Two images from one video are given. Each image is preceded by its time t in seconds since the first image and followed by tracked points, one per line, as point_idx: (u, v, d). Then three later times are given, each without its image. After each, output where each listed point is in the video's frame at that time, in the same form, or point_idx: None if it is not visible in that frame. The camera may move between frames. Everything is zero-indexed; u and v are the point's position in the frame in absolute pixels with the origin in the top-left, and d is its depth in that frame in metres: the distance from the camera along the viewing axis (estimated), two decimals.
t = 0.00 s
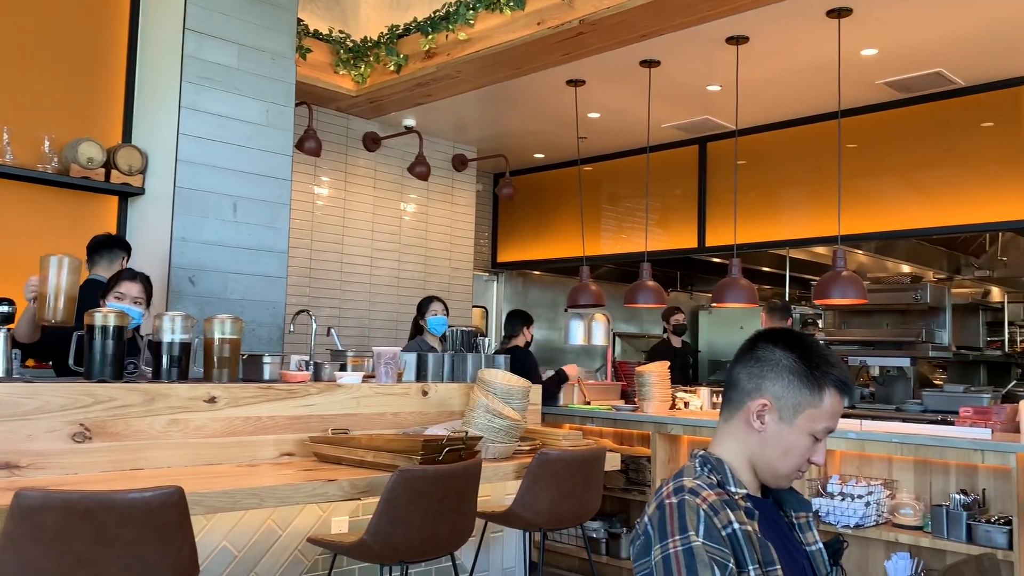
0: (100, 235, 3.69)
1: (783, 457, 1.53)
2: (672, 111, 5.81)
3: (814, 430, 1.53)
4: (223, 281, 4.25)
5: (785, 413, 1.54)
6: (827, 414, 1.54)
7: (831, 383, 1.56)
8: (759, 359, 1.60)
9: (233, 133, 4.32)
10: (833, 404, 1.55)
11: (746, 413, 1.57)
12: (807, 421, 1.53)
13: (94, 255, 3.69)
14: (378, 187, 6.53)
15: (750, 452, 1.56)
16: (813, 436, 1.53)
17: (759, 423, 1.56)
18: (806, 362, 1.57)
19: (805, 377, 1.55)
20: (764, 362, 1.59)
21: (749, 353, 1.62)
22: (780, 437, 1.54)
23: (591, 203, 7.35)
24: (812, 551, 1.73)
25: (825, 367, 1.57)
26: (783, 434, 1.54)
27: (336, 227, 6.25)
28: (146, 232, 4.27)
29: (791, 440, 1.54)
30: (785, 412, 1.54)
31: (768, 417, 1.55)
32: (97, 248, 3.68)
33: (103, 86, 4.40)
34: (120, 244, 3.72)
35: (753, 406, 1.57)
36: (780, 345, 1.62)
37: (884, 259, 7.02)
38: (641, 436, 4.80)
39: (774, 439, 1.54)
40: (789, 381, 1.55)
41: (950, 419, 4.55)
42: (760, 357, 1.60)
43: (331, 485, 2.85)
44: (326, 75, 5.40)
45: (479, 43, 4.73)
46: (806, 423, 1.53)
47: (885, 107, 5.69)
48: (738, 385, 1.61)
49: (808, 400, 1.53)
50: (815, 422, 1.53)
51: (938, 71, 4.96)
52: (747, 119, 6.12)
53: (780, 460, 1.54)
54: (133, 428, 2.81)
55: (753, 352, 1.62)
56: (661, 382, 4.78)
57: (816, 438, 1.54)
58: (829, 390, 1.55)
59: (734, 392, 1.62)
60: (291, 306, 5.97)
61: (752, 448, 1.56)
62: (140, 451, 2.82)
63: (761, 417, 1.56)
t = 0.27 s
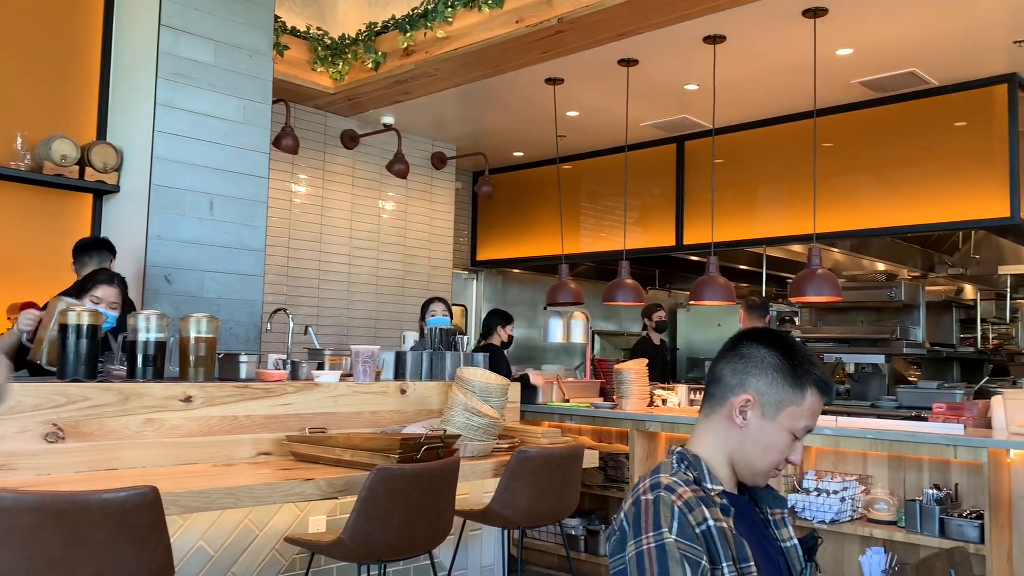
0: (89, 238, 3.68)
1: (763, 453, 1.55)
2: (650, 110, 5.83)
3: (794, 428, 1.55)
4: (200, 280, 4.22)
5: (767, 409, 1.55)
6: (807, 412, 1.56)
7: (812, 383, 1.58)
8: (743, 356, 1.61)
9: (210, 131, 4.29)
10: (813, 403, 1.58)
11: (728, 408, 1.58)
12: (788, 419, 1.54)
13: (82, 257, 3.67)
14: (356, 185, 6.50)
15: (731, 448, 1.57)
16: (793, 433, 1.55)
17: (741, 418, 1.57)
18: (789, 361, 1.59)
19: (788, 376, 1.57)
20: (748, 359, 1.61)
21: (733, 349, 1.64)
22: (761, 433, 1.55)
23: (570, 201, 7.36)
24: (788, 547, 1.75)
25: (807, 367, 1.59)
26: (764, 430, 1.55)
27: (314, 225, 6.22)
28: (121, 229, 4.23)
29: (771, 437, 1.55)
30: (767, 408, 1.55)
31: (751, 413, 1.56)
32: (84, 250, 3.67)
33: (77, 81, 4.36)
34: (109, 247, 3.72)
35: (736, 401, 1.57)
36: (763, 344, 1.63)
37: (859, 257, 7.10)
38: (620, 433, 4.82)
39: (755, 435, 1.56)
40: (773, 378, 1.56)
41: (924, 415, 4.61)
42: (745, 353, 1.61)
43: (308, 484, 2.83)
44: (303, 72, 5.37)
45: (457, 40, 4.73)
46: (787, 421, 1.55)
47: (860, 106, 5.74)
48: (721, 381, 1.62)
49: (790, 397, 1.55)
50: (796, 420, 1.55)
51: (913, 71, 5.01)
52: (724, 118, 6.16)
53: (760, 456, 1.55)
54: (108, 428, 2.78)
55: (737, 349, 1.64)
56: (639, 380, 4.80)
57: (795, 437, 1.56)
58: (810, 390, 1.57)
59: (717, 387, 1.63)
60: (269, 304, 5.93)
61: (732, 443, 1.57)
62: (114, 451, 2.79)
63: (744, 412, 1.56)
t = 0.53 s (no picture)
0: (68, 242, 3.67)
1: (738, 450, 1.56)
2: (627, 110, 5.86)
3: (769, 426, 1.56)
4: (174, 279, 4.19)
5: (744, 407, 1.57)
6: (782, 411, 1.58)
7: (787, 383, 1.60)
8: (721, 354, 1.63)
9: (184, 129, 4.26)
10: (788, 403, 1.60)
11: (706, 405, 1.59)
12: (764, 416, 1.56)
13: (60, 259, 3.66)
14: (333, 184, 6.48)
15: (706, 444, 1.58)
16: (768, 432, 1.57)
17: (718, 415, 1.58)
18: (766, 361, 1.61)
19: (765, 374, 1.59)
20: (726, 358, 1.62)
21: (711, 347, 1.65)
22: (737, 431, 1.57)
23: (548, 200, 7.37)
24: (759, 544, 1.77)
25: (783, 367, 1.61)
26: (740, 427, 1.57)
27: (290, 224, 6.19)
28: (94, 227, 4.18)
29: (746, 434, 1.57)
30: (744, 406, 1.57)
31: (727, 410, 1.57)
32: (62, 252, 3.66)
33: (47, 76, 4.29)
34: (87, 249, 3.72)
35: (713, 398, 1.59)
36: (740, 344, 1.65)
37: (834, 257, 7.15)
38: (597, 432, 4.84)
39: (731, 432, 1.57)
40: (750, 376, 1.58)
41: (896, 413, 4.66)
42: (723, 352, 1.63)
43: (283, 484, 2.82)
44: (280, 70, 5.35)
45: (434, 39, 4.72)
46: (762, 419, 1.56)
47: (834, 107, 5.79)
48: (698, 378, 1.63)
49: (767, 396, 1.57)
50: (772, 418, 1.57)
51: (885, 72, 5.07)
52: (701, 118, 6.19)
53: (735, 454, 1.56)
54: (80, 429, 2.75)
55: (715, 348, 1.65)
56: (616, 379, 4.82)
57: (769, 435, 1.57)
58: (785, 389, 1.59)
59: (694, 384, 1.64)
60: (245, 302, 5.89)
61: (708, 440, 1.58)
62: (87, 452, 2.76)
63: (721, 409, 1.58)
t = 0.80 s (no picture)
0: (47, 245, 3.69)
1: (708, 449, 1.58)
2: (602, 110, 5.88)
3: (739, 425, 1.58)
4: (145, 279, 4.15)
5: (716, 405, 1.58)
6: (752, 411, 1.60)
7: (758, 383, 1.62)
8: (695, 353, 1.64)
9: (155, 128, 4.23)
10: (758, 403, 1.62)
11: (678, 403, 1.60)
12: (734, 416, 1.58)
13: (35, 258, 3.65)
14: (307, 183, 6.45)
15: (677, 442, 1.59)
16: (738, 431, 1.59)
17: (690, 413, 1.59)
18: (738, 362, 1.62)
19: (737, 374, 1.61)
20: (699, 356, 1.64)
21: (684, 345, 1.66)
22: (708, 429, 1.58)
23: (523, 200, 7.38)
24: (728, 541, 1.77)
25: (754, 368, 1.63)
26: (711, 426, 1.58)
27: (262, 224, 6.15)
28: (63, 225, 4.10)
29: (717, 432, 1.58)
30: (716, 405, 1.58)
31: (700, 408, 1.59)
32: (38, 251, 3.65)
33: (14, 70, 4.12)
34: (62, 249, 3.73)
35: (686, 396, 1.60)
36: (713, 343, 1.67)
37: (805, 257, 7.23)
38: (571, 430, 4.86)
39: (702, 431, 1.58)
40: (723, 375, 1.60)
41: (865, 411, 4.72)
42: (696, 351, 1.64)
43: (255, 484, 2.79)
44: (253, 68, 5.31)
45: (409, 38, 4.72)
46: (733, 418, 1.58)
47: (806, 108, 5.85)
48: (671, 375, 1.64)
49: (738, 395, 1.58)
50: (742, 417, 1.59)
51: (856, 74, 5.13)
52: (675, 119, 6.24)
53: (705, 452, 1.58)
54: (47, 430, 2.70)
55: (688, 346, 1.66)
56: (590, 378, 4.84)
57: (739, 434, 1.59)
58: (756, 389, 1.61)
59: (667, 382, 1.65)
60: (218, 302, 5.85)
61: (680, 437, 1.60)
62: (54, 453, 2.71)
63: (693, 407, 1.59)
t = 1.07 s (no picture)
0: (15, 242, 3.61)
1: (671, 442, 1.59)
2: (572, 110, 5.91)
3: (700, 416, 1.59)
4: (108, 276, 4.11)
5: (674, 399, 1.60)
6: (712, 401, 1.61)
7: (714, 373, 1.64)
8: (650, 351, 1.66)
9: (118, 123, 4.17)
10: (717, 393, 1.63)
11: (637, 401, 1.61)
12: (694, 407, 1.59)
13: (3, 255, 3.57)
14: (275, 180, 6.39)
15: (640, 439, 1.60)
16: (699, 422, 1.60)
17: (650, 409, 1.60)
18: (693, 355, 1.64)
19: (692, 367, 1.62)
20: (655, 354, 1.65)
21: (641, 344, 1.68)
22: (669, 423, 1.59)
23: (493, 200, 7.39)
24: (692, 537, 1.79)
25: (709, 359, 1.65)
26: (671, 419, 1.59)
27: (227, 222, 6.08)
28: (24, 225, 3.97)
29: (678, 426, 1.59)
30: (674, 398, 1.60)
31: (658, 404, 1.60)
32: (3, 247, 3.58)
33: None
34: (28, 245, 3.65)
35: (644, 393, 1.61)
36: (668, 338, 1.68)
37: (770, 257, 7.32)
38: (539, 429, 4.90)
39: (663, 425, 1.59)
40: (679, 370, 1.61)
41: (828, 409, 4.79)
42: (651, 349, 1.66)
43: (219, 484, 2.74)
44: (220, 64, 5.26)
45: (378, 35, 4.71)
46: (693, 409, 1.59)
47: (774, 110, 5.91)
48: (629, 374, 1.65)
49: (695, 387, 1.60)
50: (701, 408, 1.60)
51: (821, 77, 5.20)
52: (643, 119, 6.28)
53: (669, 445, 1.59)
54: (4, 429, 2.65)
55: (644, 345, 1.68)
56: (558, 376, 4.85)
57: (701, 425, 1.60)
58: (713, 379, 1.63)
59: (625, 381, 1.66)
60: (182, 300, 5.78)
61: (643, 434, 1.61)
62: (12, 454, 2.66)
63: (652, 403, 1.60)
